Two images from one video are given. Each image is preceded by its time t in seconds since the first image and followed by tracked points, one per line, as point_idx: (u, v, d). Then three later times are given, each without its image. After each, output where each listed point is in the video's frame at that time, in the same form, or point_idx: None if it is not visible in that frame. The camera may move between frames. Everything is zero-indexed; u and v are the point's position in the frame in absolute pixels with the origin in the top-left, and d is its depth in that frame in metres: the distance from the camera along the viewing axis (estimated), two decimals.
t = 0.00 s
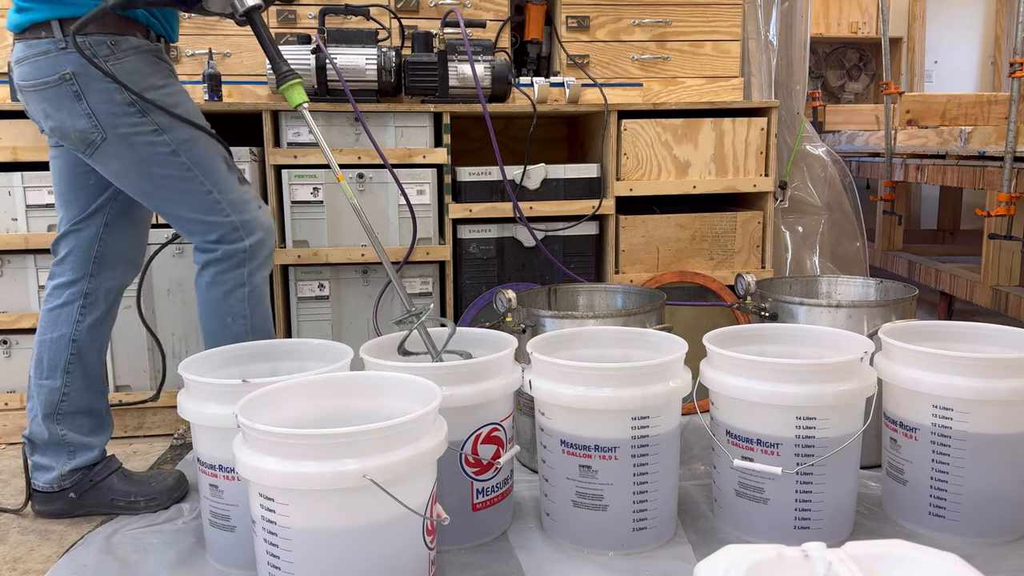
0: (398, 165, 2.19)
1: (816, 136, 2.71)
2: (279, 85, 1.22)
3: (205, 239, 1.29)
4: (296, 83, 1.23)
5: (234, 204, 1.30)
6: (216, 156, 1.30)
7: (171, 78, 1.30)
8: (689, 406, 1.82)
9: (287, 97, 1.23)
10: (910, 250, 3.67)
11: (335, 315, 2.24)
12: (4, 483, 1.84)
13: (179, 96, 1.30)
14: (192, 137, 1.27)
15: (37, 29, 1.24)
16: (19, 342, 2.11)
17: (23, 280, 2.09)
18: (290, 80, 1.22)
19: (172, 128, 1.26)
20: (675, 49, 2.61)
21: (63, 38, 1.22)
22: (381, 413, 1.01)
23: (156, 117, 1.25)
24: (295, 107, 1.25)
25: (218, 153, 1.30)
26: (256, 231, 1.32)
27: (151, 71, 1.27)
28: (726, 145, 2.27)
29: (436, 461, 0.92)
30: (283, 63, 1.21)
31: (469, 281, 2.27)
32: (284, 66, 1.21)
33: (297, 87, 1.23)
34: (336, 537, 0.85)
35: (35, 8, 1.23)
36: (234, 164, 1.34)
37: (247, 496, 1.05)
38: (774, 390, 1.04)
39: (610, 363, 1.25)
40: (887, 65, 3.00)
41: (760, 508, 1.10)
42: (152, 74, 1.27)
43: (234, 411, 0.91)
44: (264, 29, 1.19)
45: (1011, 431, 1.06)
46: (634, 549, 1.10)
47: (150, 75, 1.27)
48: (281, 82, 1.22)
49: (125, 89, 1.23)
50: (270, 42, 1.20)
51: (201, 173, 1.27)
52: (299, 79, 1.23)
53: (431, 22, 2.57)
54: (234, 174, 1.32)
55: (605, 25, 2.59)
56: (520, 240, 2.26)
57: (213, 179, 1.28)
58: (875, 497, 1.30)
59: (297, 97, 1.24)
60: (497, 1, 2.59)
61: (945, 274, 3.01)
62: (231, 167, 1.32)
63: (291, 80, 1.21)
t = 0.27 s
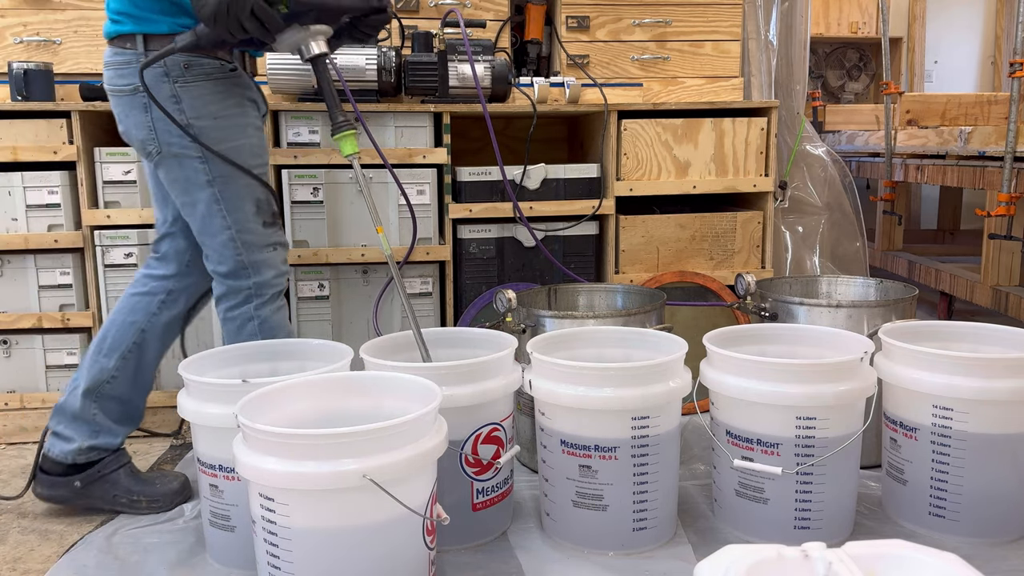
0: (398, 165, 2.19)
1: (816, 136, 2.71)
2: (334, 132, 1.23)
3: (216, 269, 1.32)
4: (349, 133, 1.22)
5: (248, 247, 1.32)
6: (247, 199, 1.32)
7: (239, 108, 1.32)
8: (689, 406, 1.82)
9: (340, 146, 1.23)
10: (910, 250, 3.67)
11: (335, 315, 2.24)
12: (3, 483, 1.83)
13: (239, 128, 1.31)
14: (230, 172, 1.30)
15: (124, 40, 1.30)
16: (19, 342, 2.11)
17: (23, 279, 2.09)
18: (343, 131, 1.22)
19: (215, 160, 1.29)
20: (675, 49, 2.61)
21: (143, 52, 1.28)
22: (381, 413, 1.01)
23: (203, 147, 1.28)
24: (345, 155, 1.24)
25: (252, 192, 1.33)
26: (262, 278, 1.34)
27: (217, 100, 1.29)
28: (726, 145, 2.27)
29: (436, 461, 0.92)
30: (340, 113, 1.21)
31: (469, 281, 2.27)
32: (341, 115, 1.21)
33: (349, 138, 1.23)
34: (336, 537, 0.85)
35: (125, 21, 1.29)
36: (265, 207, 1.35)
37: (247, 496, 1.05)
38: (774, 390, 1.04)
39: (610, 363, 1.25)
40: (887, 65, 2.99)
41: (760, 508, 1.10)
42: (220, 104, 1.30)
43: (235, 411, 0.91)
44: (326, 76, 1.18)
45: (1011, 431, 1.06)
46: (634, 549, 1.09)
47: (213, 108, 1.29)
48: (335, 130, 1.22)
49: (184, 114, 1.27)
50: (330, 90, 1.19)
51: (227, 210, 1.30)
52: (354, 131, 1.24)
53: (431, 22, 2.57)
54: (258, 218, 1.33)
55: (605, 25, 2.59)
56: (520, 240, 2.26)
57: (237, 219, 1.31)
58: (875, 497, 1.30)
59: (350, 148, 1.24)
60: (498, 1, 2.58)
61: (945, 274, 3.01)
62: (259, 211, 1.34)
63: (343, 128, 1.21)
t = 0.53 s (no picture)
0: (398, 165, 2.19)
1: (817, 136, 2.71)
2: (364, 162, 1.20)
3: (246, 260, 1.45)
4: (380, 162, 1.20)
5: (279, 242, 1.44)
6: (281, 195, 1.43)
7: (285, 107, 1.42)
8: (689, 406, 1.82)
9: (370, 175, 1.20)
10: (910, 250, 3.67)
11: (334, 315, 2.24)
12: (4, 483, 1.83)
13: (280, 125, 1.42)
14: (268, 167, 1.41)
15: (181, 32, 1.43)
16: (19, 342, 2.11)
17: (23, 279, 2.09)
18: (371, 160, 1.19)
19: (255, 156, 1.40)
20: (675, 49, 2.61)
21: (198, 46, 1.41)
22: (381, 413, 1.01)
23: (246, 142, 1.39)
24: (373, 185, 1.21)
25: (287, 188, 1.44)
26: (286, 275, 1.45)
27: (263, 98, 1.40)
28: (726, 145, 2.27)
29: (436, 461, 0.92)
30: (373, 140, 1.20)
31: (469, 281, 2.27)
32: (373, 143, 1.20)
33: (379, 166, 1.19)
34: (336, 537, 0.85)
35: (182, 14, 1.41)
36: (299, 204, 1.46)
37: (246, 496, 1.05)
38: (774, 391, 1.04)
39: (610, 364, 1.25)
40: (887, 65, 2.99)
41: (760, 508, 1.10)
42: (266, 102, 1.40)
43: (234, 411, 0.91)
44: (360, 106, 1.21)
45: (1011, 431, 1.06)
46: (634, 549, 1.09)
47: (259, 105, 1.39)
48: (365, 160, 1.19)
49: (229, 107, 1.38)
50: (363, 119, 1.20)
51: (262, 202, 1.41)
52: (383, 162, 1.20)
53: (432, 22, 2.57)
54: (290, 215, 1.44)
55: (605, 25, 2.59)
56: (520, 240, 2.26)
57: (271, 215, 1.42)
58: (875, 497, 1.30)
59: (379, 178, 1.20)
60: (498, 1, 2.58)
61: (945, 274, 3.01)
62: (292, 208, 1.45)
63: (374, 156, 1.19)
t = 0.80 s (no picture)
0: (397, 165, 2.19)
1: (816, 136, 2.71)
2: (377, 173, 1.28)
3: (263, 252, 1.56)
4: (391, 175, 1.27)
5: (291, 237, 1.53)
6: (294, 191, 1.51)
7: (305, 107, 1.50)
8: (689, 406, 1.82)
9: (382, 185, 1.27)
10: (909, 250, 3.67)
11: (334, 315, 2.24)
12: (4, 483, 1.83)
13: (297, 125, 1.50)
14: (283, 164, 1.50)
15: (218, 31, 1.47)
16: (19, 342, 2.11)
17: (23, 279, 2.09)
18: (382, 172, 1.27)
19: (272, 152, 1.50)
20: (675, 49, 2.61)
21: (225, 42, 1.45)
22: (381, 413, 1.01)
23: (263, 139, 1.49)
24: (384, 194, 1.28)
25: (301, 185, 1.52)
26: (296, 270, 1.54)
27: (283, 96, 1.49)
28: (726, 145, 2.27)
29: (436, 461, 0.92)
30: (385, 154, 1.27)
31: (469, 281, 2.27)
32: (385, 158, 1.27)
33: (390, 179, 1.26)
34: (336, 537, 0.85)
35: (218, 14, 1.44)
36: (314, 201, 1.54)
37: (247, 496, 1.05)
38: (774, 390, 1.04)
39: (610, 363, 1.25)
40: (887, 65, 2.99)
41: (760, 508, 1.10)
42: (285, 102, 1.49)
43: (235, 411, 0.91)
44: (375, 117, 1.25)
45: (1011, 431, 1.06)
46: (634, 549, 1.09)
47: (278, 105, 1.49)
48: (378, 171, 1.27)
49: (249, 103, 1.47)
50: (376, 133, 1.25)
51: (276, 197, 1.51)
52: (393, 173, 1.27)
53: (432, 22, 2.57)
54: (303, 211, 1.52)
55: (605, 25, 2.59)
56: (520, 240, 2.26)
57: (285, 211, 1.51)
58: (875, 496, 1.30)
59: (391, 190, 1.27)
60: (497, 1, 2.58)
61: (945, 274, 3.01)
62: (306, 205, 1.53)
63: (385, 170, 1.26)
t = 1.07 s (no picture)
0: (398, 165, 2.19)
1: (816, 136, 2.71)
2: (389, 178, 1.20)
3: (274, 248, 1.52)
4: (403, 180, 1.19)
5: (297, 237, 1.47)
6: (302, 192, 1.46)
7: (322, 107, 1.45)
8: (689, 406, 1.83)
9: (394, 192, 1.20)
10: (909, 250, 3.67)
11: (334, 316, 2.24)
12: (4, 483, 1.83)
13: (310, 123, 1.44)
14: (294, 163, 1.45)
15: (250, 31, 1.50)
16: (19, 342, 2.11)
17: (23, 279, 2.09)
18: (393, 177, 1.19)
19: (282, 150, 1.45)
20: (675, 49, 2.61)
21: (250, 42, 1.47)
22: (381, 413, 1.01)
23: (274, 136, 1.44)
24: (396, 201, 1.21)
25: (309, 185, 1.47)
26: (303, 269, 1.49)
27: (298, 97, 1.43)
28: (726, 145, 2.27)
29: (436, 461, 0.92)
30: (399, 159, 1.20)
31: (469, 281, 2.27)
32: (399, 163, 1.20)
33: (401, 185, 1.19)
34: (336, 537, 0.85)
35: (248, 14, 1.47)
36: (322, 202, 1.49)
37: (247, 496, 1.05)
38: (774, 390, 1.04)
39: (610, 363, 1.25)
40: (887, 65, 2.99)
41: (760, 508, 1.10)
42: (301, 100, 1.44)
43: (235, 410, 0.91)
44: (389, 124, 1.21)
45: (1011, 431, 1.06)
46: (634, 549, 1.09)
47: (294, 103, 1.43)
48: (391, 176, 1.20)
49: (264, 99, 1.44)
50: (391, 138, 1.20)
51: (284, 195, 1.46)
52: (406, 180, 1.19)
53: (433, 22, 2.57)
54: (309, 212, 1.47)
55: (605, 25, 2.59)
56: (521, 240, 2.26)
57: (293, 209, 1.46)
58: (875, 497, 1.30)
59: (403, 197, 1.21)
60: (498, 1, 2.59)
61: (945, 274, 3.01)
62: (313, 206, 1.48)
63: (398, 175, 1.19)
